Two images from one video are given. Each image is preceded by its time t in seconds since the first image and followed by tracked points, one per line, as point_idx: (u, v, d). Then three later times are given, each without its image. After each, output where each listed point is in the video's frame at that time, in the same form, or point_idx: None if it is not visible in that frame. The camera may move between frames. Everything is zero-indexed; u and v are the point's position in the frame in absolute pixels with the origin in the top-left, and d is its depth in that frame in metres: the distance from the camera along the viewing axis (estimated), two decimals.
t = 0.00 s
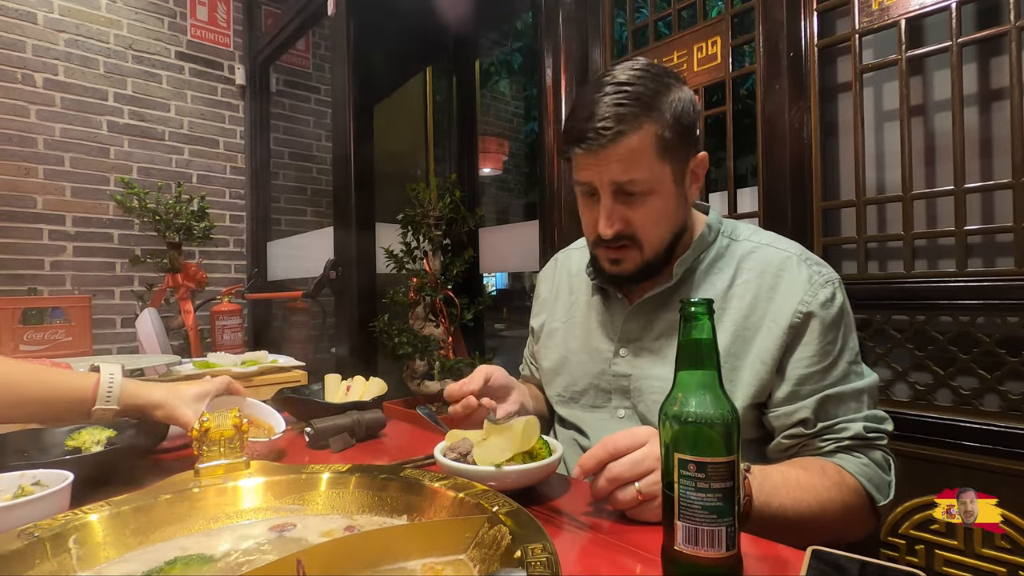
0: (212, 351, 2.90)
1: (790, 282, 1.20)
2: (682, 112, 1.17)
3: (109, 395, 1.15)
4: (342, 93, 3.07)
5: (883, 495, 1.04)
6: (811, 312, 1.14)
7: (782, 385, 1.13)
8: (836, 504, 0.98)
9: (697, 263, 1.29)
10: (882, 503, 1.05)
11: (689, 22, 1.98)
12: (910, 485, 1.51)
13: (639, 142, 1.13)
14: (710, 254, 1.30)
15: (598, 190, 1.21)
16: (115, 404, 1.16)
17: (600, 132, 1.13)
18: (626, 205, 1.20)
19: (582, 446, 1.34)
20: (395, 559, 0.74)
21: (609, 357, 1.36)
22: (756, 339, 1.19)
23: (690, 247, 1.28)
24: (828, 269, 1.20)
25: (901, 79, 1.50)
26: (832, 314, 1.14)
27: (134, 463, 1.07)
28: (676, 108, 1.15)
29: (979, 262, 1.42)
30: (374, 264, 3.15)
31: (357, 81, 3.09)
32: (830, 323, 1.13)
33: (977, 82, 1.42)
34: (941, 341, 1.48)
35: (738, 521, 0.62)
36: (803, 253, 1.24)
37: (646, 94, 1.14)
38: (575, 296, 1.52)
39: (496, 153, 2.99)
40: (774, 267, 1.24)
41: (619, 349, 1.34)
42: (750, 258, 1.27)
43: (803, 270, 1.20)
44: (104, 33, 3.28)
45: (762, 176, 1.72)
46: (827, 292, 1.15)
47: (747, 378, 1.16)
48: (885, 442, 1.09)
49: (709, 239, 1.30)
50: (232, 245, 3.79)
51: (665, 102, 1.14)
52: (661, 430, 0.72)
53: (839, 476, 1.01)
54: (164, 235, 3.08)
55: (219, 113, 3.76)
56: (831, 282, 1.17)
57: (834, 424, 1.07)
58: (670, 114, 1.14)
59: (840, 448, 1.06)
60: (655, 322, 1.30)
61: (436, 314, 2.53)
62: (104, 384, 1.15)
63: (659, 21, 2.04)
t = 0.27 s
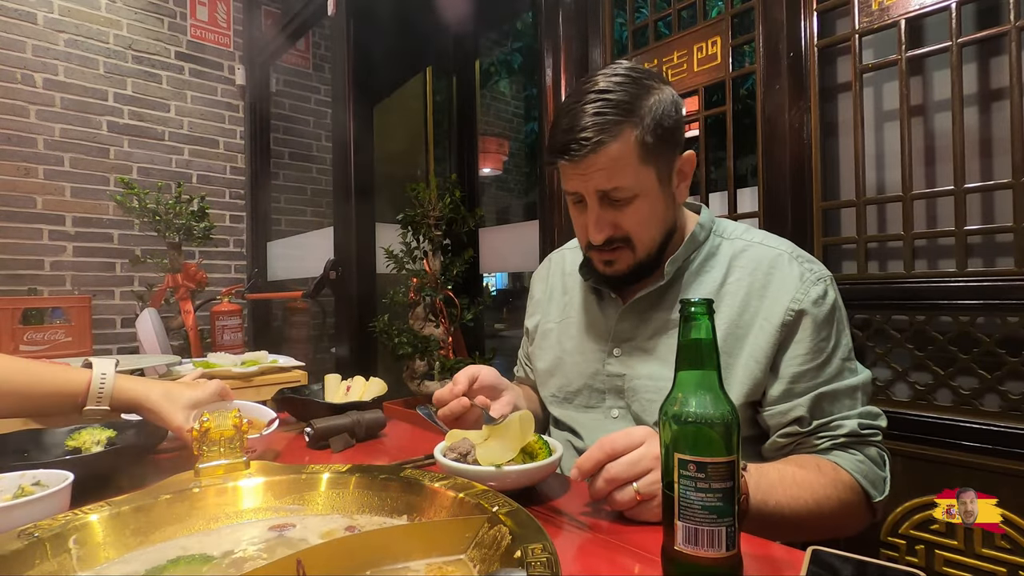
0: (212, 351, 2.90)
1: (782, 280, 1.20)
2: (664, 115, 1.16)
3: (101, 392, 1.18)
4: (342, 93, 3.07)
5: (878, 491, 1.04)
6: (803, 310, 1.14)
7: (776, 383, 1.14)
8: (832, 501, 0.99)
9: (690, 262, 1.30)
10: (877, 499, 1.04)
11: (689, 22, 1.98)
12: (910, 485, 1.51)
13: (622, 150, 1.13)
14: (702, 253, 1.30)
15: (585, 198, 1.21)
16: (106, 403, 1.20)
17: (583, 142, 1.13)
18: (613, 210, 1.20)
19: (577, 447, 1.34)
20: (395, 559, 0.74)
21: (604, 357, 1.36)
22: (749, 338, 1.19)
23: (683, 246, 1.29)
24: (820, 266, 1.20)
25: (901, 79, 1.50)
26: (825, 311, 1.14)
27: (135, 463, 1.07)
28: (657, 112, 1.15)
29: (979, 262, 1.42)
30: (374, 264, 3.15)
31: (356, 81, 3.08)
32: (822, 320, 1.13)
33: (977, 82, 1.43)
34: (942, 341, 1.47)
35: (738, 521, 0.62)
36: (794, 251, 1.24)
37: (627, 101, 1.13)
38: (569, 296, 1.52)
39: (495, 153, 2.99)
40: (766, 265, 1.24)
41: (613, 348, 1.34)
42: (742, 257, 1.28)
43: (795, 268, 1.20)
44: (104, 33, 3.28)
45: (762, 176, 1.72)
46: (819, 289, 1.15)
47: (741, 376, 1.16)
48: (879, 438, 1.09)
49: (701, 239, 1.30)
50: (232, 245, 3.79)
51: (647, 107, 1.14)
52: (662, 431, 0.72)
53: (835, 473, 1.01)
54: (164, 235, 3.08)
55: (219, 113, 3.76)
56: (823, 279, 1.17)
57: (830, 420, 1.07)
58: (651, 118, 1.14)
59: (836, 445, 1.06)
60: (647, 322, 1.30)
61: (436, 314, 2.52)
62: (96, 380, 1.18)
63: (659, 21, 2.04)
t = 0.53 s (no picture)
0: (212, 351, 2.90)
1: (784, 274, 1.20)
2: (652, 106, 1.15)
3: (96, 392, 1.18)
4: (342, 93, 3.06)
5: (882, 486, 1.04)
6: (804, 304, 1.14)
7: (779, 378, 1.14)
8: (835, 498, 0.98)
9: (691, 256, 1.30)
10: (881, 494, 1.04)
11: (689, 22, 1.97)
12: (910, 485, 1.51)
13: (612, 145, 1.12)
14: (704, 247, 1.31)
15: (582, 196, 1.21)
16: (101, 403, 1.20)
17: (573, 143, 1.13)
18: (611, 204, 1.20)
19: (575, 448, 1.34)
20: (395, 558, 0.74)
21: (605, 352, 1.36)
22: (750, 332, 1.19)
23: (684, 240, 1.29)
24: (822, 261, 1.20)
25: (901, 79, 1.50)
26: (827, 306, 1.14)
27: (135, 464, 1.07)
28: (644, 103, 1.14)
29: (979, 262, 1.42)
30: (375, 264, 3.15)
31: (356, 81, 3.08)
32: (824, 314, 1.13)
33: (977, 82, 1.42)
34: (942, 341, 1.47)
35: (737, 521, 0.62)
36: (796, 246, 1.24)
37: (613, 96, 1.13)
38: (570, 292, 1.52)
39: (495, 153, 3.00)
40: (768, 260, 1.24)
41: (614, 343, 1.35)
42: (744, 251, 1.28)
43: (797, 263, 1.20)
44: (104, 33, 3.28)
45: (762, 176, 1.72)
46: (820, 284, 1.15)
47: (742, 370, 1.16)
48: (883, 433, 1.08)
49: (703, 233, 1.31)
50: (232, 245, 3.79)
51: (634, 100, 1.14)
52: (662, 430, 0.72)
53: (837, 469, 1.01)
54: (163, 235, 3.08)
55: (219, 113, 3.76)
56: (825, 274, 1.17)
57: (833, 416, 1.07)
58: (639, 111, 1.13)
59: (839, 440, 1.06)
60: (650, 315, 1.31)
61: (436, 314, 2.50)
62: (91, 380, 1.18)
63: (659, 21, 2.04)
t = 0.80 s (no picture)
0: (212, 351, 2.90)
1: (792, 281, 1.19)
2: (661, 101, 1.16)
3: (71, 383, 1.03)
4: (342, 92, 3.06)
5: (882, 496, 1.04)
6: (812, 311, 1.13)
7: (784, 385, 1.13)
8: (834, 505, 0.99)
9: (699, 260, 1.30)
10: (881, 504, 1.05)
11: (689, 22, 1.98)
12: (910, 486, 1.51)
13: (619, 137, 1.13)
14: (712, 251, 1.30)
15: (588, 188, 1.22)
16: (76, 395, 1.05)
17: (581, 133, 1.14)
18: (616, 198, 1.20)
19: (576, 448, 1.34)
20: (395, 558, 0.74)
21: (608, 353, 1.36)
22: (756, 337, 1.19)
23: (693, 244, 1.29)
24: (832, 269, 1.20)
25: (901, 79, 1.50)
26: (834, 314, 1.13)
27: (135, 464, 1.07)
28: (652, 97, 1.15)
29: (979, 262, 1.42)
30: (375, 264, 3.15)
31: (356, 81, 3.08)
32: (831, 323, 1.13)
33: (977, 82, 1.42)
34: (941, 341, 1.47)
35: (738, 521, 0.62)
36: (805, 253, 1.24)
37: (621, 89, 1.14)
38: (576, 292, 1.52)
39: (496, 153, 3.00)
40: (777, 265, 1.24)
41: (619, 343, 1.34)
42: (753, 256, 1.28)
43: (806, 270, 1.20)
44: (104, 33, 3.28)
45: (762, 176, 1.72)
46: (829, 292, 1.15)
47: (747, 374, 1.16)
48: (885, 444, 1.08)
49: (711, 237, 1.31)
50: (232, 245, 3.79)
51: (643, 93, 1.14)
52: (662, 429, 0.72)
53: (838, 476, 1.01)
54: (164, 235, 3.08)
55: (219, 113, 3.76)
56: (833, 283, 1.17)
57: (836, 424, 1.07)
58: (648, 104, 1.14)
59: (841, 448, 1.06)
60: (654, 317, 1.30)
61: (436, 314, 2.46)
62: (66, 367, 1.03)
63: (659, 21, 2.04)
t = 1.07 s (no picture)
0: (212, 351, 2.90)
1: (797, 285, 1.19)
2: (679, 97, 1.20)
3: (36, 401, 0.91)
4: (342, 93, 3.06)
5: (880, 502, 1.04)
6: (816, 316, 1.13)
7: (786, 389, 1.13)
8: (834, 509, 0.99)
9: (704, 262, 1.30)
10: (879, 509, 1.05)
11: (689, 22, 1.98)
12: (910, 486, 1.51)
13: (632, 123, 1.16)
14: (717, 254, 1.30)
15: (596, 174, 1.24)
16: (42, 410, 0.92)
17: (596, 113, 1.17)
18: (622, 187, 1.22)
19: (578, 446, 1.34)
20: (395, 558, 0.74)
21: (612, 352, 1.36)
22: (760, 340, 1.19)
23: (698, 246, 1.29)
24: (838, 274, 1.19)
25: (901, 79, 1.50)
26: (839, 319, 1.13)
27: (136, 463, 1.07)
28: (671, 91, 1.19)
29: (979, 262, 1.42)
30: (375, 264, 3.15)
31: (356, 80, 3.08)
32: (835, 328, 1.13)
33: (977, 82, 1.42)
34: (942, 341, 1.47)
35: (738, 520, 0.62)
36: (812, 258, 1.23)
37: (643, 78, 1.18)
38: (579, 290, 1.52)
39: (496, 153, 3.01)
40: (783, 269, 1.23)
41: (622, 343, 1.34)
42: (759, 259, 1.27)
43: (812, 274, 1.20)
44: (104, 33, 3.28)
45: (762, 176, 1.72)
46: (835, 296, 1.15)
47: (750, 377, 1.16)
48: (885, 450, 1.08)
49: (717, 239, 1.31)
50: (232, 245, 3.79)
51: (662, 85, 1.18)
52: (662, 429, 0.72)
53: (838, 480, 1.01)
54: (164, 235, 3.08)
55: (219, 113, 3.76)
56: (839, 288, 1.17)
57: (836, 429, 1.07)
58: (665, 95, 1.18)
59: (840, 453, 1.06)
60: (659, 317, 1.30)
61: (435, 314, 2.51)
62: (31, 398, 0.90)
63: (659, 21, 2.04)
